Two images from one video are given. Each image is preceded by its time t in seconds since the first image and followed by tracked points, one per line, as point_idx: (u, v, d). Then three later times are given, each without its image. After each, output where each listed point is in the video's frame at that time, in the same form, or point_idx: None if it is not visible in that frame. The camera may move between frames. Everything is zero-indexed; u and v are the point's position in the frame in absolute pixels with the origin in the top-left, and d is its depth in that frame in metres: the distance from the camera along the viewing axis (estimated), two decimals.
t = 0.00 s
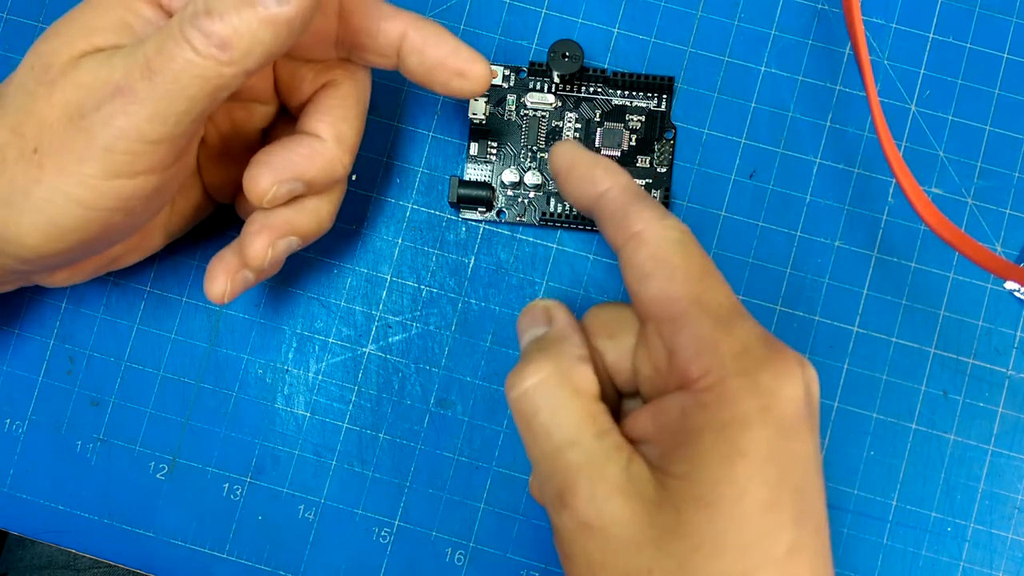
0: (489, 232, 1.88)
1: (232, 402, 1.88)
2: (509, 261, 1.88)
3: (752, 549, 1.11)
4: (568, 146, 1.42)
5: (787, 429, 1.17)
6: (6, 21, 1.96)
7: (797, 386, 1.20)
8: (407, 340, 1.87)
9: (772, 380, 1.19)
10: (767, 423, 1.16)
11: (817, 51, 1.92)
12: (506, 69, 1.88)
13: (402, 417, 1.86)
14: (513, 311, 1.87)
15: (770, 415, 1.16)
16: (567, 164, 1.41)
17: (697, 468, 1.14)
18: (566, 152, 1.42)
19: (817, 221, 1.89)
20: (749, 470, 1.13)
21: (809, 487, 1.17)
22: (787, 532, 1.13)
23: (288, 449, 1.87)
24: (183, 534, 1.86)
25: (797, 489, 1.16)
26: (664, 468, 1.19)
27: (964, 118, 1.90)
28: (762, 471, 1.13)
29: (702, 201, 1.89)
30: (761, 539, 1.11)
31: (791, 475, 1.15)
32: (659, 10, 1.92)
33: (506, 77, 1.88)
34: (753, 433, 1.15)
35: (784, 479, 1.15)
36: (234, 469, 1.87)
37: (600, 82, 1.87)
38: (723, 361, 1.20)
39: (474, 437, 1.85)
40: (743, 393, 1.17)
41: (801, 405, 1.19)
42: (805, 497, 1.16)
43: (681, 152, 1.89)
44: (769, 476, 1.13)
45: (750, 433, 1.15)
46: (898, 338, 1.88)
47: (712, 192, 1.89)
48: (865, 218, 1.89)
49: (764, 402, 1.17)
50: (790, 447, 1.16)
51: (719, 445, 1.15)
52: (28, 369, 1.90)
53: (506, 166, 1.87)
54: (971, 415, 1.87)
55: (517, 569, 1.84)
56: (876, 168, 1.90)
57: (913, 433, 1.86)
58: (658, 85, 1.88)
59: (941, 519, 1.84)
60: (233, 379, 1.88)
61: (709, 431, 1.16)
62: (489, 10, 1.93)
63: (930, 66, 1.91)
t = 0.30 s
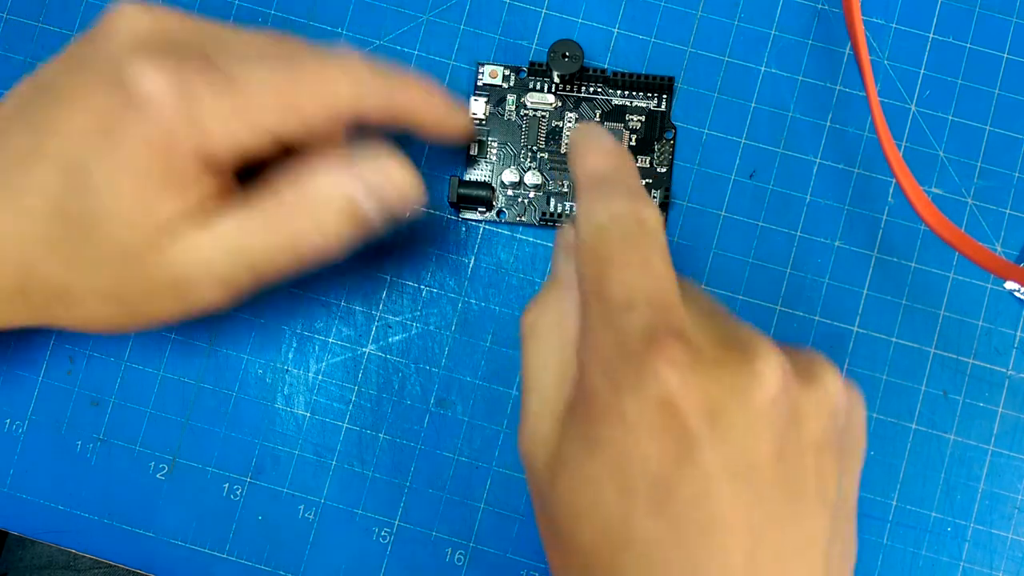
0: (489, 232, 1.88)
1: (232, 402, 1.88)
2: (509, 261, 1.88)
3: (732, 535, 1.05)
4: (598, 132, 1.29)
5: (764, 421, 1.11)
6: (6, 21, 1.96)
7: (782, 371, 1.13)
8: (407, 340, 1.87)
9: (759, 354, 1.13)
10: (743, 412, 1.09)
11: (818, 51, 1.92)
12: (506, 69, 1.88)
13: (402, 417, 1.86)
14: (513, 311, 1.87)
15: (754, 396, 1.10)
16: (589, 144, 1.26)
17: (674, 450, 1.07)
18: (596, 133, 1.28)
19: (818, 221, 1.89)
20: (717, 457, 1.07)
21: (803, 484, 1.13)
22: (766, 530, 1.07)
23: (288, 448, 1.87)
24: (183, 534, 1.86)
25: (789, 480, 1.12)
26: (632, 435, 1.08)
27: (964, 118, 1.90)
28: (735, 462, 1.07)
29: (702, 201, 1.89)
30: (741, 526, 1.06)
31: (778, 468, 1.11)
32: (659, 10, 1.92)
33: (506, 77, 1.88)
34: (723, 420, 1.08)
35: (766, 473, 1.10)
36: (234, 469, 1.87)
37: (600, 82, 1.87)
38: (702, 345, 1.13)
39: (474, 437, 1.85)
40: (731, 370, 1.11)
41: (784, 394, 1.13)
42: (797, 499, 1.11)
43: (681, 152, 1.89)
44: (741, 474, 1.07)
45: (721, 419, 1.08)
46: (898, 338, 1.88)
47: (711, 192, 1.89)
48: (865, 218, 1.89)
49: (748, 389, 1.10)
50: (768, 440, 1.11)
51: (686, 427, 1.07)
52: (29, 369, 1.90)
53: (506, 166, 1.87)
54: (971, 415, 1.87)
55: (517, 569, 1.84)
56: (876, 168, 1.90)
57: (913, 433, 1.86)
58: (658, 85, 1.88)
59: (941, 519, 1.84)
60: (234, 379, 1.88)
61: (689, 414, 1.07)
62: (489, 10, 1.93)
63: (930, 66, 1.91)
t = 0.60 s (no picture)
0: (489, 232, 1.88)
1: (232, 402, 1.88)
2: (509, 261, 1.88)
3: (691, 472, 1.16)
4: (575, 113, 1.51)
5: (721, 366, 1.21)
6: (6, 21, 1.97)
7: (736, 319, 1.24)
8: (407, 340, 1.87)
9: (713, 303, 1.25)
10: (696, 356, 1.21)
11: (818, 51, 1.92)
12: (506, 69, 1.88)
13: (402, 417, 1.86)
14: (513, 311, 1.87)
15: (709, 343, 1.21)
16: (569, 123, 1.49)
17: (634, 393, 1.19)
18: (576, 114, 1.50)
19: (818, 221, 1.89)
20: (673, 396, 1.19)
21: (766, 431, 1.21)
22: (727, 472, 1.17)
23: (288, 448, 1.87)
24: (183, 534, 1.86)
25: (752, 426, 1.21)
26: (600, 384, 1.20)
27: (964, 118, 1.90)
28: (692, 405, 1.18)
29: (702, 201, 1.89)
30: (698, 462, 1.16)
31: (740, 414, 1.21)
32: (659, 10, 1.92)
33: (506, 77, 1.88)
34: (678, 362, 1.20)
35: (728, 419, 1.19)
36: (234, 469, 1.87)
37: (600, 82, 1.87)
38: (661, 297, 1.25)
39: (474, 437, 1.85)
40: (684, 314, 1.24)
41: (739, 340, 1.23)
42: (762, 448, 1.20)
43: (681, 152, 1.89)
44: (699, 416, 1.18)
45: (677, 363, 1.20)
46: (898, 338, 1.88)
47: (711, 192, 1.89)
48: (865, 218, 1.89)
49: (699, 333, 1.22)
50: (726, 386, 1.21)
51: (643, 370, 1.19)
52: (29, 369, 1.90)
53: (506, 166, 1.87)
54: (971, 415, 1.87)
55: (516, 569, 1.84)
56: (876, 168, 1.90)
57: (913, 433, 1.86)
58: (658, 85, 1.88)
59: (941, 519, 1.84)
60: (234, 379, 1.88)
61: (644, 358, 1.19)
62: (489, 10, 1.93)
63: (930, 66, 1.91)
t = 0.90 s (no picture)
0: (488, 232, 1.88)
1: (232, 402, 1.88)
2: (509, 261, 1.88)
3: (716, 474, 1.19)
4: (583, 118, 1.48)
5: (751, 372, 1.21)
6: (6, 21, 1.97)
7: (766, 324, 1.24)
8: (407, 341, 1.87)
9: (744, 309, 1.24)
10: (727, 362, 1.21)
11: (818, 51, 1.92)
12: (506, 69, 1.88)
13: (402, 417, 1.86)
14: (513, 310, 1.87)
15: (740, 350, 1.21)
16: (577, 129, 1.45)
17: (664, 399, 1.20)
18: (583, 118, 1.47)
19: (818, 221, 1.89)
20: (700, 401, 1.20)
21: (791, 433, 1.23)
22: (750, 472, 1.20)
23: (288, 448, 1.87)
24: (183, 534, 1.86)
25: (777, 429, 1.22)
26: (629, 391, 1.21)
27: (964, 118, 1.90)
28: (720, 410, 1.20)
29: (702, 201, 1.89)
30: (722, 464, 1.19)
31: (766, 418, 1.22)
32: (659, 10, 1.92)
33: (506, 77, 1.88)
34: (708, 368, 1.21)
35: (754, 422, 1.21)
36: (234, 469, 1.87)
37: (600, 82, 1.87)
38: (691, 303, 1.25)
39: (474, 437, 1.85)
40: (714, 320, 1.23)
41: (769, 346, 1.23)
42: (786, 450, 1.22)
43: (681, 152, 1.89)
44: (727, 420, 1.20)
45: (706, 369, 1.21)
46: (898, 338, 1.87)
47: (711, 192, 1.89)
48: (864, 218, 1.89)
49: (729, 339, 1.22)
50: (755, 391, 1.22)
51: (674, 376, 1.20)
52: (28, 370, 1.90)
53: (506, 166, 1.86)
54: (971, 415, 1.87)
55: (516, 569, 1.84)
56: (876, 168, 1.90)
57: (913, 433, 1.86)
58: (658, 85, 1.88)
59: (941, 519, 1.84)
60: (234, 379, 1.88)
61: (675, 365, 1.20)
62: (489, 10, 1.93)
63: (930, 66, 1.91)
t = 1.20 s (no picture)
0: (489, 232, 1.88)
1: (232, 402, 1.88)
2: (509, 261, 1.88)
3: (713, 473, 1.20)
4: (571, 111, 1.48)
5: (747, 370, 1.22)
6: (5, 20, 1.96)
7: (763, 322, 1.23)
8: (407, 341, 1.87)
9: (741, 307, 1.24)
10: (735, 362, 1.21)
11: (818, 51, 1.92)
12: (506, 69, 1.88)
13: (402, 417, 1.86)
14: (513, 310, 1.87)
15: (736, 349, 1.21)
16: (566, 121, 1.46)
17: (671, 398, 1.21)
18: (572, 110, 1.47)
19: (817, 221, 1.89)
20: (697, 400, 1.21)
21: (788, 430, 1.23)
22: (751, 470, 1.21)
23: (288, 448, 1.86)
24: (183, 534, 1.85)
25: (774, 426, 1.23)
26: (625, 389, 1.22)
27: (964, 118, 1.91)
28: (716, 409, 1.21)
29: (702, 201, 1.89)
30: (725, 459, 1.20)
31: (763, 416, 1.22)
32: (659, 10, 1.92)
33: (507, 77, 1.88)
34: (703, 367, 1.21)
35: (752, 420, 1.22)
36: (235, 469, 1.86)
37: (601, 81, 1.87)
38: (688, 301, 1.25)
39: (474, 437, 1.85)
40: (711, 319, 1.23)
41: (766, 344, 1.23)
42: (783, 447, 1.23)
43: (682, 152, 1.89)
44: (723, 419, 1.21)
45: (702, 368, 1.21)
46: (898, 338, 1.88)
47: (712, 192, 1.89)
48: (864, 218, 1.90)
49: (725, 338, 1.22)
50: (752, 389, 1.22)
51: (668, 374, 1.21)
52: (28, 369, 1.90)
53: (507, 166, 1.86)
54: (971, 415, 1.87)
55: (517, 569, 1.84)
56: (876, 168, 1.90)
57: (913, 433, 1.86)
58: (659, 85, 1.88)
59: (941, 519, 1.84)
60: (233, 379, 1.88)
61: (668, 364, 1.21)
62: (489, 10, 1.93)
63: (930, 66, 1.91)
